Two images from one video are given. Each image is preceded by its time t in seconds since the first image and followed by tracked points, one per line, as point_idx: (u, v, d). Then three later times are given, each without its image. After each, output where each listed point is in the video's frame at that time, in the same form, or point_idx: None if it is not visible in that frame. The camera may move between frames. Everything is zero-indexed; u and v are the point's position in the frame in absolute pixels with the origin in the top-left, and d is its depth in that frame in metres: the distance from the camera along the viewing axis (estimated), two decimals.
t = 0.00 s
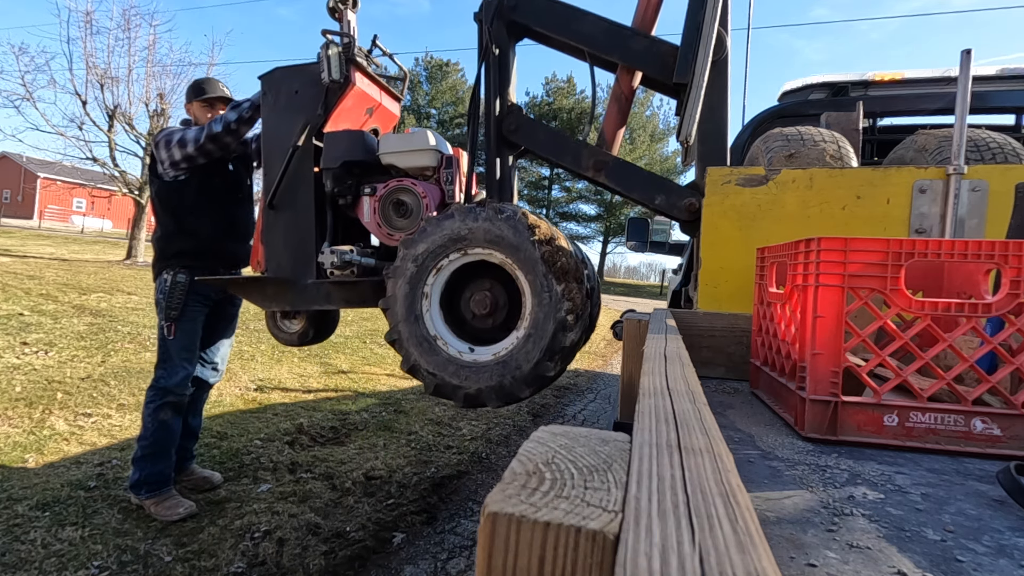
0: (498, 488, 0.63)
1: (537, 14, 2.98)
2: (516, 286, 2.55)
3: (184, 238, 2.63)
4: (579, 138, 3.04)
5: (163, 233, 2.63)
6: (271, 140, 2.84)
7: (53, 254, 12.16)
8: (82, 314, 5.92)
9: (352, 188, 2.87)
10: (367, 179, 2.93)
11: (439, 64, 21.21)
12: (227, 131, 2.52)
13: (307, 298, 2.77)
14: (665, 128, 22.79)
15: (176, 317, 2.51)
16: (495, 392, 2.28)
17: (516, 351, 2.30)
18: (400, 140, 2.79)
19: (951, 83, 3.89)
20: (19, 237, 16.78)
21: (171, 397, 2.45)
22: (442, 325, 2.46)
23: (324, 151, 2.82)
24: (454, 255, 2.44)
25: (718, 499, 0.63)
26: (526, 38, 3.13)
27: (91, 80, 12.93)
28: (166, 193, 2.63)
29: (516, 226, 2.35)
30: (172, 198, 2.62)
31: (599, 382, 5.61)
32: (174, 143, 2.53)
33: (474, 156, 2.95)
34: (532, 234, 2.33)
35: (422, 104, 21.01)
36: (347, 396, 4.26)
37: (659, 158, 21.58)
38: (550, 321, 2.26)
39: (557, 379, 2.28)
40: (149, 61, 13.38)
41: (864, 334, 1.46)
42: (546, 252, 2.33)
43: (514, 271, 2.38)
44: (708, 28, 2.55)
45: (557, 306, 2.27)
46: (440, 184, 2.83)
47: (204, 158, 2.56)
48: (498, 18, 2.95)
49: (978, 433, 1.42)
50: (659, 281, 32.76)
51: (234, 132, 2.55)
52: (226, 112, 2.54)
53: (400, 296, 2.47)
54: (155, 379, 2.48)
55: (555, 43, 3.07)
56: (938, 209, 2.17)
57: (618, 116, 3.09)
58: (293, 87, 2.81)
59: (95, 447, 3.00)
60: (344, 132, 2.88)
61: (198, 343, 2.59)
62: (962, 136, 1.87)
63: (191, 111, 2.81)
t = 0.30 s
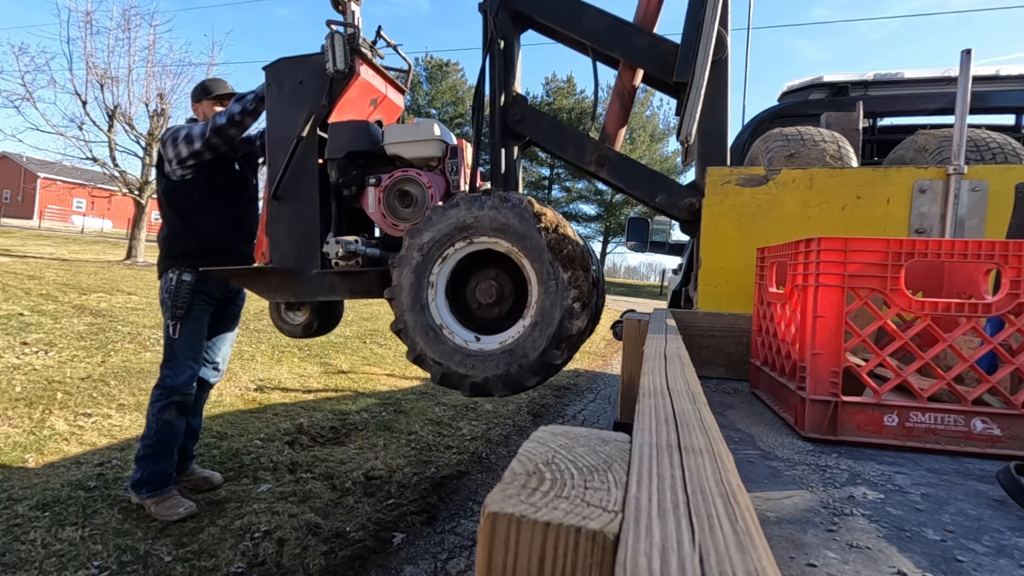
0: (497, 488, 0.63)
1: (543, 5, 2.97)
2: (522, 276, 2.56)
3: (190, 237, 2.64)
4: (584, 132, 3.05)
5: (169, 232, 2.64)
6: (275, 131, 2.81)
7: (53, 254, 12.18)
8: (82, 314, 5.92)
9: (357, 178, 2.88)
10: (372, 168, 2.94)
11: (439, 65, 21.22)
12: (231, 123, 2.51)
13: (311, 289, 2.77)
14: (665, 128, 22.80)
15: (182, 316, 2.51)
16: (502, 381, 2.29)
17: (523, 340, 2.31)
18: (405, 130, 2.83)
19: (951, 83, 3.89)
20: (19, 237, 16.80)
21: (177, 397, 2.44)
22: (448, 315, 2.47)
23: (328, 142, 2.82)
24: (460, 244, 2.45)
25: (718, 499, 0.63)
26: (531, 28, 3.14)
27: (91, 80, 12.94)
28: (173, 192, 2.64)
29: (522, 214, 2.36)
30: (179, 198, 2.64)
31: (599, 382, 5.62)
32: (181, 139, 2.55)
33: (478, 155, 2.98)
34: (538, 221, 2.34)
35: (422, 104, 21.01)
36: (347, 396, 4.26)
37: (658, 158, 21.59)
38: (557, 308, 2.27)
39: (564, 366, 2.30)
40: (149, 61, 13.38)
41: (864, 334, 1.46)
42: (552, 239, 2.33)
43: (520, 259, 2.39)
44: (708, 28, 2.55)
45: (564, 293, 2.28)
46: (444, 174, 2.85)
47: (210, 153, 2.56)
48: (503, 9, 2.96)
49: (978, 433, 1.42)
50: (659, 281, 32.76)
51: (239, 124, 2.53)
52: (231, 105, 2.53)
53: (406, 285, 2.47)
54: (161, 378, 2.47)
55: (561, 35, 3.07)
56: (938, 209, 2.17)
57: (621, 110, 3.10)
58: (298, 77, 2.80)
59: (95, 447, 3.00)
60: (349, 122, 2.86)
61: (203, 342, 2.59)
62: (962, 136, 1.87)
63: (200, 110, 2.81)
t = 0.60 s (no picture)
0: (497, 488, 0.63)
1: None
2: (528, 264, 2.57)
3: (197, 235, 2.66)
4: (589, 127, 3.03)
5: (177, 230, 2.66)
6: (281, 123, 2.83)
7: (53, 254, 12.19)
8: (82, 314, 5.93)
9: (362, 168, 2.85)
10: (376, 159, 2.89)
11: (439, 65, 21.23)
12: (237, 115, 2.54)
13: (316, 280, 2.76)
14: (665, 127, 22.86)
15: (192, 313, 2.51)
16: (508, 369, 2.31)
17: (530, 328, 2.32)
18: (410, 120, 2.79)
19: (950, 83, 3.89)
20: (19, 237, 16.81)
21: (191, 396, 2.45)
22: (454, 304, 2.48)
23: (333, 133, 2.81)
24: (466, 232, 2.45)
25: (718, 499, 0.63)
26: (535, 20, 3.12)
27: (91, 81, 12.95)
28: (180, 190, 2.66)
29: (529, 202, 2.37)
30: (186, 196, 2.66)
31: (599, 382, 5.62)
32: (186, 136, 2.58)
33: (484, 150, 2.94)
34: (545, 209, 2.35)
35: (422, 104, 21.02)
36: (347, 396, 4.26)
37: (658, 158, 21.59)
38: (564, 296, 2.28)
39: (571, 356, 2.30)
40: (149, 61, 13.38)
41: (864, 334, 1.46)
42: (558, 228, 2.34)
43: (527, 248, 2.39)
44: (708, 29, 2.56)
45: (571, 281, 2.29)
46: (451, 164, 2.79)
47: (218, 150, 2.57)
48: None
49: (978, 433, 1.42)
50: (659, 281, 32.77)
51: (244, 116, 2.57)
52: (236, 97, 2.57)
53: (412, 274, 2.47)
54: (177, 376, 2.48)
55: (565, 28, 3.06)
56: (938, 209, 2.17)
57: (624, 105, 3.09)
58: (303, 69, 2.81)
59: (95, 447, 3.00)
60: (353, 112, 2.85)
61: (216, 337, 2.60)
62: (962, 136, 1.87)
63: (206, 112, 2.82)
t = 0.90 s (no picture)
0: (497, 488, 0.63)
1: None
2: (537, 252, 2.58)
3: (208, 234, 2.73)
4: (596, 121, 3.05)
5: (187, 230, 2.72)
6: (286, 112, 2.82)
7: (53, 254, 12.20)
8: (82, 314, 5.93)
9: (369, 158, 2.83)
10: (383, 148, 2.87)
11: (439, 65, 21.23)
12: (244, 109, 2.59)
13: (323, 271, 2.76)
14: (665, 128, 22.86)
15: (209, 315, 2.54)
16: (518, 357, 2.32)
17: (539, 315, 2.34)
18: (416, 109, 2.77)
19: (951, 83, 3.89)
20: (19, 237, 16.81)
21: (225, 394, 2.55)
22: (463, 292, 2.49)
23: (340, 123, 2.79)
24: (474, 220, 2.45)
25: (718, 499, 0.63)
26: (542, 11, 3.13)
27: (91, 81, 12.95)
28: (192, 192, 2.75)
29: (537, 188, 2.38)
30: (199, 197, 2.75)
31: (599, 382, 5.62)
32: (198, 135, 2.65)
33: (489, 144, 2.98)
34: (554, 196, 2.36)
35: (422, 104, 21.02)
36: (347, 396, 4.26)
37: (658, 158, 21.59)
38: (574, 282, 2.30)
39: (581, 342, 2.32)
40: (149, 61, 13.38)
41: (864, 334, 1.46)
42: (567, 214, 2.35)
43: (536, 235, 2.40)
44: (709, 29, 2.55)
45: (580, 268, 2.31)
46: (458, 154, 2.79)
47: (229, 146, 2.64)
48: None
49: (978, 433, 1.42)
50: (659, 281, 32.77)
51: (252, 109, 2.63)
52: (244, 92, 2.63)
53: (420, 262, 2.47)
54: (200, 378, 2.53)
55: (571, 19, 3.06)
56: (938, 209, 2.17)
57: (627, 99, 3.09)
58: (309, 58, 2.80)
59: (95, 447, 3.00)
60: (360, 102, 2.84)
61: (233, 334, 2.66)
62: (962, 136, 1.87)
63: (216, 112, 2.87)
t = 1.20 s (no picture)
0: (497, 488, 0.63)
1: None
2: (543, 242, 2.61)
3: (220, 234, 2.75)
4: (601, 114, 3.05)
5: (200, 230, 2.73)
6: (292, 103, 2.79)
7: (54, 254, 12.21)
8: (82, 314, 5.93)
9: (376, 149, 2.82)
10: (389, 140, 2.87)
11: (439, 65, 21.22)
12: (256, 104, 2.65)
13: (330, 262, 2.74)
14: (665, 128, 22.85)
15: (220, 318, 2.55)
16: (528, 346, 2.35)
17: (549, 304, 2.37)
18: (423, 100, 2.79)
19: (951, 83, 3.89)
20: (19, 237, 16.82)
21: (230, 396, 2.56)
22: (471, 281, 2.50)
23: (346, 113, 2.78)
24: (482, 209, 2.48)
25: (718, 499, 0.63)
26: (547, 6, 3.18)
27: (91, 81, 12.95)
28: (206, 193, 2.77)
29: (546, 176, 2.41)
30: (212, 197, 2.78)
31: (599, 382, 5.62)
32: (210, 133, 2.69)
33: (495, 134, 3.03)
34: (562, 183, 2.40)
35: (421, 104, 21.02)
36: (346, 396, 4.26)
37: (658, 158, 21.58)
38: (583, 270, 2.34)
39: (591, 329, 2.36)
40: (149, 61, 13.38)
41: (864, 334, 1.46)
42: (575, 202, 2.38)
43: (544, 223, 2.43)
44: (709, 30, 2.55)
45: (590, 256, 2.34)
46: (465, 144, 2.80)
47: (242, 144, 2.67)
48: None
49: (978, 433, 1.42)
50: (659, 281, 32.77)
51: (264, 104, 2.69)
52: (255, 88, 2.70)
53: (428, 252, 2.48)
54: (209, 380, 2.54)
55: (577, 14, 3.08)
56: (938, 209, 2.17)
57: (632, 93, 3.08)
58: (315, 49, 2.79)
59: (95, 447, 3.00)
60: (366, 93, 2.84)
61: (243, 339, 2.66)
62: (962, 136, 1.87)
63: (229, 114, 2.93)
